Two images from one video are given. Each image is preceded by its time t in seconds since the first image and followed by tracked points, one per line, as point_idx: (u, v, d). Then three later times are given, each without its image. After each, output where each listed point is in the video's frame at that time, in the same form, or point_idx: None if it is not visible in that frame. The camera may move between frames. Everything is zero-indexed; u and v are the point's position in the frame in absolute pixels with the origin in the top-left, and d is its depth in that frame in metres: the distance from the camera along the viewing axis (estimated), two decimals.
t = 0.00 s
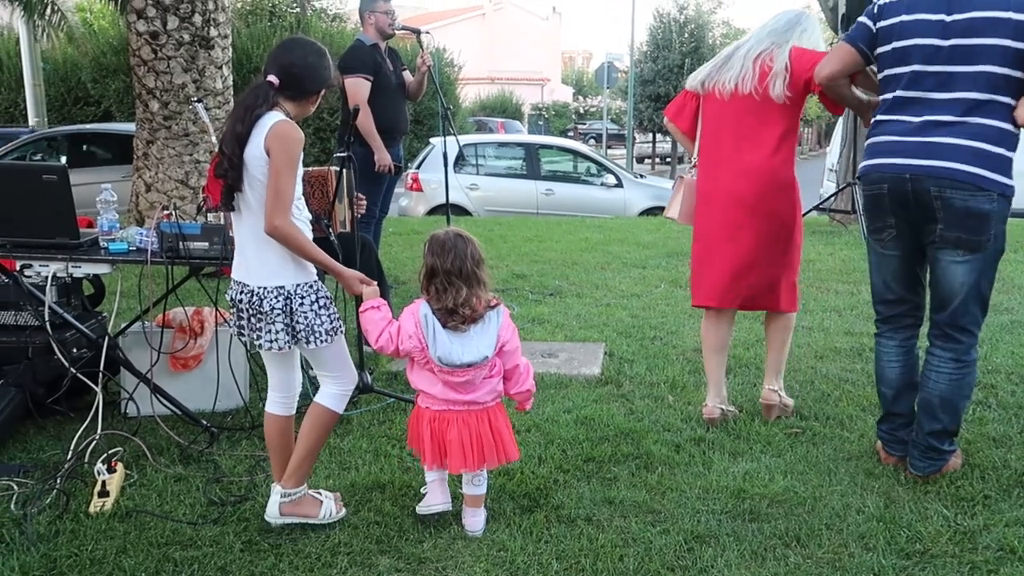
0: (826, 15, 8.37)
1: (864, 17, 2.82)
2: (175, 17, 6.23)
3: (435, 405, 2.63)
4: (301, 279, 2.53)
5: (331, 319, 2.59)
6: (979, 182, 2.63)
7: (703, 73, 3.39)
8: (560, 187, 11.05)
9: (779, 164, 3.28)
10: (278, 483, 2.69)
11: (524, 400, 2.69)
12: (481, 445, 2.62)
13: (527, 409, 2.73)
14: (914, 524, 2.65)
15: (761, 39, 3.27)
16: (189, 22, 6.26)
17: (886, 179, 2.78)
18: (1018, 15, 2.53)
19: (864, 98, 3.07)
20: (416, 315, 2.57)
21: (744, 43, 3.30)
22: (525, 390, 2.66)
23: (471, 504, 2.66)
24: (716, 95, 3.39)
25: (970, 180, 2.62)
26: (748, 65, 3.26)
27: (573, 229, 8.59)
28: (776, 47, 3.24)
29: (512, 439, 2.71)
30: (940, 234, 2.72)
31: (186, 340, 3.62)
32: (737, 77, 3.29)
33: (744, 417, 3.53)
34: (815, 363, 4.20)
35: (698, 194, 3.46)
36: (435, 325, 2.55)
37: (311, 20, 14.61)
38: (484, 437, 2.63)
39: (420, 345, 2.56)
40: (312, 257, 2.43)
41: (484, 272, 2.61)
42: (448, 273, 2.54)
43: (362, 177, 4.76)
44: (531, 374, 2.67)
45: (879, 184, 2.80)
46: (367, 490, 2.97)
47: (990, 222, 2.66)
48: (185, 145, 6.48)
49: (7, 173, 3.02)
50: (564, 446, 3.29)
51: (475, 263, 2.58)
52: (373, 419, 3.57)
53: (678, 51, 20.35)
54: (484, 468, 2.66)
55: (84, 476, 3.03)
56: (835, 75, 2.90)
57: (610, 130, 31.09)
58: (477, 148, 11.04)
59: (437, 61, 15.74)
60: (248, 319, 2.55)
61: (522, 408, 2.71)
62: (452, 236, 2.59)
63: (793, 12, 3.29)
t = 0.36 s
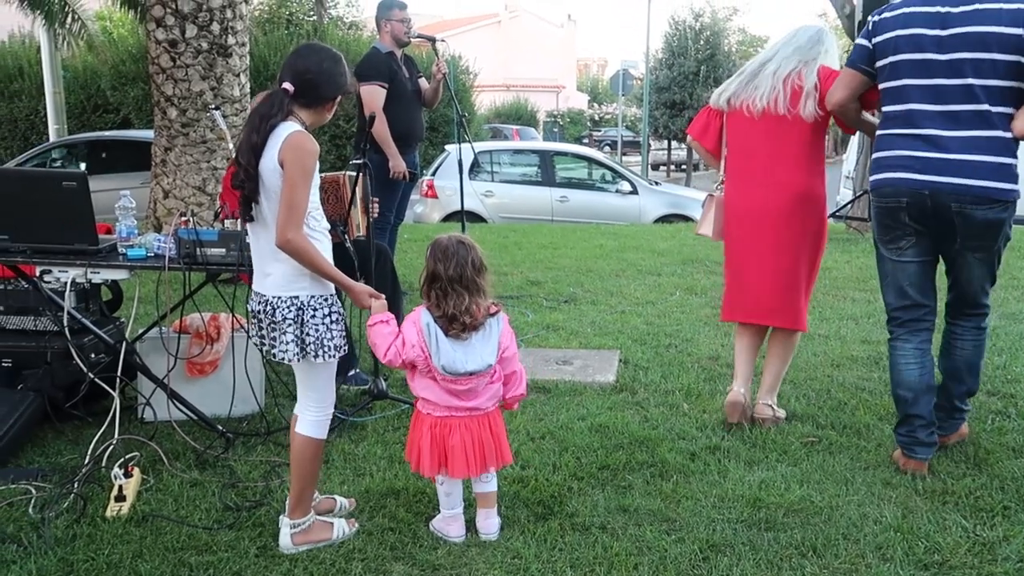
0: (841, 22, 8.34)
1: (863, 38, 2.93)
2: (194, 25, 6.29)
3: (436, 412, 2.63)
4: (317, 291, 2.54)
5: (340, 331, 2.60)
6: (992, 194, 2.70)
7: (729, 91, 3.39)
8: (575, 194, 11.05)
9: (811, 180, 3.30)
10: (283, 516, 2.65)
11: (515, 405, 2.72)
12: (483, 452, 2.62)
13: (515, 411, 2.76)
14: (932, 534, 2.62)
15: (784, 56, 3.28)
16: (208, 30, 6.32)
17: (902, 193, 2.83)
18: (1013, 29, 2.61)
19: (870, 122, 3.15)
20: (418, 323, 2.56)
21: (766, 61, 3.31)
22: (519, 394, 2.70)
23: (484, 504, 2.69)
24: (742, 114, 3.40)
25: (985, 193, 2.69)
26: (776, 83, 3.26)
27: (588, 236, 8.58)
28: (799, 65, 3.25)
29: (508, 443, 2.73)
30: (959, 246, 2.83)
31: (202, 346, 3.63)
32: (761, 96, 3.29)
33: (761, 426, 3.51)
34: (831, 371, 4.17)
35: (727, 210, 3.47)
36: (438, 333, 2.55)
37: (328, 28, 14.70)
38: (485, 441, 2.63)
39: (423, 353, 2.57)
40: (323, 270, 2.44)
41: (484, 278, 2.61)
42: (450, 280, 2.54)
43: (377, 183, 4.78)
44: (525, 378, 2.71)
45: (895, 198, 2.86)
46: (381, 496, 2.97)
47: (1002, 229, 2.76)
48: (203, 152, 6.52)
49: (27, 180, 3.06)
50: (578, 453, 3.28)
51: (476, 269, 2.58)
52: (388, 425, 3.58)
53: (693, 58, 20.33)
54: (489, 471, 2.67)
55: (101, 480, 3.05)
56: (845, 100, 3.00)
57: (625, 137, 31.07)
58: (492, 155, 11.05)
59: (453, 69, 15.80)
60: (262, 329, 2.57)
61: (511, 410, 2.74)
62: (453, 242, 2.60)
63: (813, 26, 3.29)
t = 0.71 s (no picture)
0: (854, 24, 8.31)
1: (870, 61, 3.10)
2: (207, 28, 6.31)
3: (454, 414, 2.62)
4: (323, 295, 2.53)
5: (346, 333, 2.59)
6: (994, 215, 2.96)
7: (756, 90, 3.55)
8: (586, 197, 11.03)
9: (833, 177, 3.48)
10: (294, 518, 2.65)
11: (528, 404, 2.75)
12: (502, 450, 2.63)
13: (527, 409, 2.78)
14: (946, 541, 2.60)
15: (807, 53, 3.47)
16: (221, 33, 6.35)
17: (912, 217, 3.06)
18: (1010, 66, 2.84)
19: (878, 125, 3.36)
20: (434, 325, 2.57)
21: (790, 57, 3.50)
22: (533, 393, 2.72)
23: (494, 489, 2.69)
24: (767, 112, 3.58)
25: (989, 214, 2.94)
26: (802, 83, 3.44)
27: (600, 239, 8.57)
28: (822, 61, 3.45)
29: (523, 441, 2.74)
30: (965, 256, 3.07)
31: (215, 348, 3.65)
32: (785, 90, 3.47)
33: (773, 430, 3.49)
34: (843, 376, 4.15)
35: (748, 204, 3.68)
36: (455, 334, 2.56)
37: (340, 31, 14.75)
38: (504, 441, 2.64)
39: (441, 355, 2.56)
40: (330, 277, 2.43)
41: (493, 278, 2.63)
42: (460, 281, 2.56)
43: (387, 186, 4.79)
44: (538, 376, 2.74)
45: (906, 221, 3.08)
46: (391, 498, 2.98)
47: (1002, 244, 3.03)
48: (216, 154, 6.55)
49: (43, 182, 3.08)
50: (590, 457, 3.28)
51: (485, 269, 2.60)
52: (399, 427, 3.58)
53: (705, 61, 20.28)
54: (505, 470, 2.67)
55: (114, 481, 3.07)
56: (853, 114, 3.21)
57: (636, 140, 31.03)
58: (503, 158, 11.06)
59: (464, 72, 15.80)
60: (268, 330, 2.58)
61: (524, 409, 2.76)
62: (462, 244, 2.61)
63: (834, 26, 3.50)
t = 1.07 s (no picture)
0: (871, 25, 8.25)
1: (864, 64, 3.20)
2: (223, 30, 6.35)
3: (484, 413, 2.63)
4: (339, 292, 2.54)
5: (365, 331, 2.60)
6: (979, 213, 3.03)
7: (771, 90, 3.68)
8: (599, 199, 11.01)
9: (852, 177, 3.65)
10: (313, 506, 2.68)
11: (568, 406, 2.73)
12: (531, 452, 2.62)
13: (568, 414, 2.77)
14: (964, 547, 2.58)
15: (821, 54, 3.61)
16: (236, 35, 6.38)
17: (903, 214, 3.20)
18: (993, 67, 2.88)
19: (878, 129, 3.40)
20: (466, 324, 2.57)
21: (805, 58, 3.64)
22: (571, 396, 2.71)
23: (512, 516, 2.66)
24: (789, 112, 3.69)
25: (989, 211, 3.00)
26: (816, 84, 3.57)
27: (613, 241, 8.55)
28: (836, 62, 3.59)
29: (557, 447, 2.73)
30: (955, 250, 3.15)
31: (230, 348, 3.67)
32: (800, 89, 3.60)
33: (788, 433, 3.48)
34: (859, 379, 4.12)
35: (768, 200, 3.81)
36: (487, 333, 2.55)
37: (353, 33, 14.79)
38: (534, 444, 2.63)
39: (471, 353, 2.57)
40: (355, 273, 2.45)
41: (530, 280, 2.61)
42: (496, 281, 2.55)
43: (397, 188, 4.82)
44: (575, 380, 2.71)
45: (898, 217, 3.23)
46: (406, 500, 2.98)
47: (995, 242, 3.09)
48: (231, 155, 6.58)
49: (61, 184, 3.10)
50: (603, 460, 3.27)
51: (522, 271, 2.59)
52: (413, 428, 3.59)
53: (718, 63, 20.22)
54: (526, 478, 2.66)
55: (131, 480, 3.08)
56: (847, 117, 3.30)
57: (649, 141, 30.95)
58: (517, 160, 11.07)
59: (477, 73, 15.82)
60: (286, 331, 2.58)
61: (564, 414, 2.75)
62: (499, 245, 2.60)
63: (847, 28, 3.64)
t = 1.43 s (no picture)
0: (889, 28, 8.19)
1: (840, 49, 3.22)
2: (240, 32, 6.38)
3: (494, 416, 2.63)
4: (367, 296, 2.56)
5: (389, 334, 2.61)
6: (955, 189, 2.94)
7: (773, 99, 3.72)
8: (613, 201, 11.00)
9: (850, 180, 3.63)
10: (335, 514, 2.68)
11: (576, 411, 2.72)
12: (540, 455, 2.62)
13: (577, 419, 2.76)
14: (985, 552, 2.56)
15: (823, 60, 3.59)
16: (253, 38, 6.41)
17: (877, 194, 3.14)
18: (961, 40, 2.86)
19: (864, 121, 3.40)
20: (477, 327, 2.58)
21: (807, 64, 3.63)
22: (579, 401, 2.69)
23: (528, 517, 2.67)
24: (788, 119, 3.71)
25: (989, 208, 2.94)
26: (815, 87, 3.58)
27: (628, 243, 8.54)
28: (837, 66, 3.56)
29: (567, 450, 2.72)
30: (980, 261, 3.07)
31: (247, 349, 3.69)
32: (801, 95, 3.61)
33: (805, 436, 3.46)
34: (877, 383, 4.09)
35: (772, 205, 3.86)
36: (497, 336, 2.56)
37: (369, 35, 14.84)
38: (543, 447, 2.63)
39: (482, 357, 2.57)
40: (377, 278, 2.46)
41: (542, 284, 2.61)
42: (508, 285, 2.55)
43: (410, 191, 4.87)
44: (585, 386, 2.70)
45: (872, 198, 3.17)
46: (422, 501, 2.98)
47: (977, 221, 3.00)
48: (247, 157, 6.61)
49: (81, 185, 3.13)
50: (620, 462, 3.26)
51: (534, 275, 2.59)
52: (429, 430, 3.59)
53: (734, 64, 20.16)
54: (540, 480, 2.66)
55: (149, 480, 3.11)
56: (824, 103, 3.32)
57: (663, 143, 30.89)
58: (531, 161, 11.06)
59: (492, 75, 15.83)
60: (313, 332, 2.59)
61: (573, 418, 2.75)
62: (512, 248, 2.60)
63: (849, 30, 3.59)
